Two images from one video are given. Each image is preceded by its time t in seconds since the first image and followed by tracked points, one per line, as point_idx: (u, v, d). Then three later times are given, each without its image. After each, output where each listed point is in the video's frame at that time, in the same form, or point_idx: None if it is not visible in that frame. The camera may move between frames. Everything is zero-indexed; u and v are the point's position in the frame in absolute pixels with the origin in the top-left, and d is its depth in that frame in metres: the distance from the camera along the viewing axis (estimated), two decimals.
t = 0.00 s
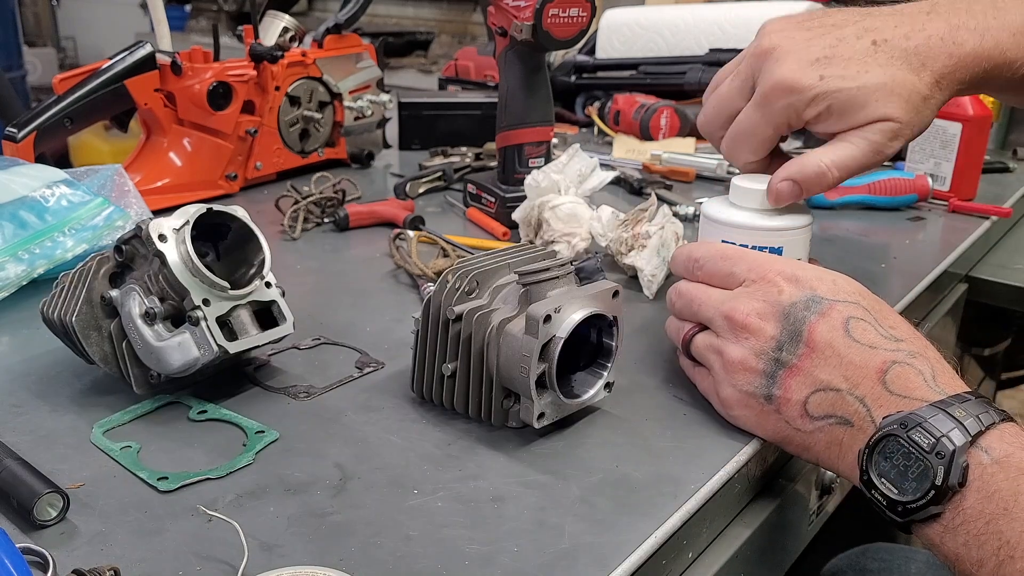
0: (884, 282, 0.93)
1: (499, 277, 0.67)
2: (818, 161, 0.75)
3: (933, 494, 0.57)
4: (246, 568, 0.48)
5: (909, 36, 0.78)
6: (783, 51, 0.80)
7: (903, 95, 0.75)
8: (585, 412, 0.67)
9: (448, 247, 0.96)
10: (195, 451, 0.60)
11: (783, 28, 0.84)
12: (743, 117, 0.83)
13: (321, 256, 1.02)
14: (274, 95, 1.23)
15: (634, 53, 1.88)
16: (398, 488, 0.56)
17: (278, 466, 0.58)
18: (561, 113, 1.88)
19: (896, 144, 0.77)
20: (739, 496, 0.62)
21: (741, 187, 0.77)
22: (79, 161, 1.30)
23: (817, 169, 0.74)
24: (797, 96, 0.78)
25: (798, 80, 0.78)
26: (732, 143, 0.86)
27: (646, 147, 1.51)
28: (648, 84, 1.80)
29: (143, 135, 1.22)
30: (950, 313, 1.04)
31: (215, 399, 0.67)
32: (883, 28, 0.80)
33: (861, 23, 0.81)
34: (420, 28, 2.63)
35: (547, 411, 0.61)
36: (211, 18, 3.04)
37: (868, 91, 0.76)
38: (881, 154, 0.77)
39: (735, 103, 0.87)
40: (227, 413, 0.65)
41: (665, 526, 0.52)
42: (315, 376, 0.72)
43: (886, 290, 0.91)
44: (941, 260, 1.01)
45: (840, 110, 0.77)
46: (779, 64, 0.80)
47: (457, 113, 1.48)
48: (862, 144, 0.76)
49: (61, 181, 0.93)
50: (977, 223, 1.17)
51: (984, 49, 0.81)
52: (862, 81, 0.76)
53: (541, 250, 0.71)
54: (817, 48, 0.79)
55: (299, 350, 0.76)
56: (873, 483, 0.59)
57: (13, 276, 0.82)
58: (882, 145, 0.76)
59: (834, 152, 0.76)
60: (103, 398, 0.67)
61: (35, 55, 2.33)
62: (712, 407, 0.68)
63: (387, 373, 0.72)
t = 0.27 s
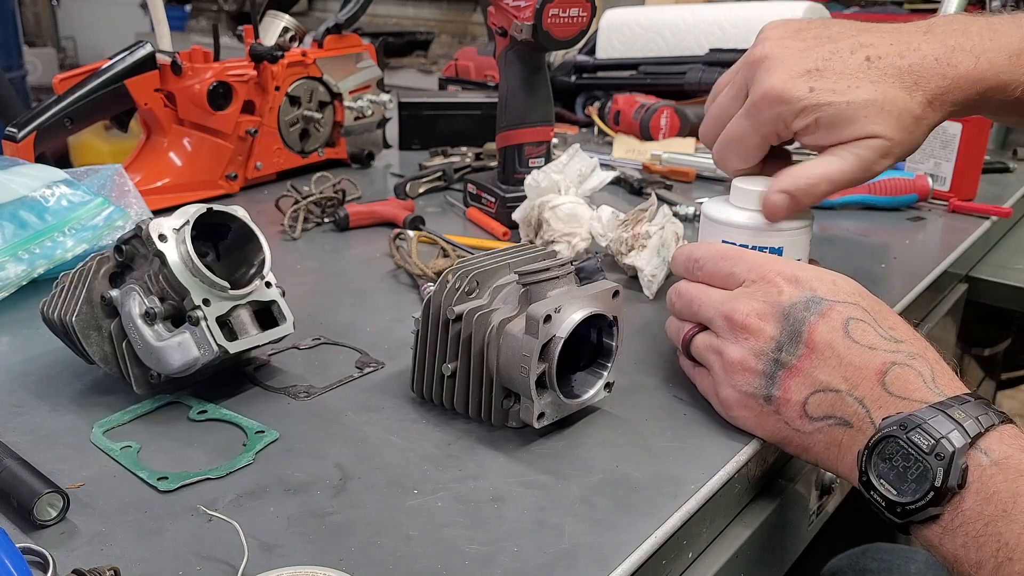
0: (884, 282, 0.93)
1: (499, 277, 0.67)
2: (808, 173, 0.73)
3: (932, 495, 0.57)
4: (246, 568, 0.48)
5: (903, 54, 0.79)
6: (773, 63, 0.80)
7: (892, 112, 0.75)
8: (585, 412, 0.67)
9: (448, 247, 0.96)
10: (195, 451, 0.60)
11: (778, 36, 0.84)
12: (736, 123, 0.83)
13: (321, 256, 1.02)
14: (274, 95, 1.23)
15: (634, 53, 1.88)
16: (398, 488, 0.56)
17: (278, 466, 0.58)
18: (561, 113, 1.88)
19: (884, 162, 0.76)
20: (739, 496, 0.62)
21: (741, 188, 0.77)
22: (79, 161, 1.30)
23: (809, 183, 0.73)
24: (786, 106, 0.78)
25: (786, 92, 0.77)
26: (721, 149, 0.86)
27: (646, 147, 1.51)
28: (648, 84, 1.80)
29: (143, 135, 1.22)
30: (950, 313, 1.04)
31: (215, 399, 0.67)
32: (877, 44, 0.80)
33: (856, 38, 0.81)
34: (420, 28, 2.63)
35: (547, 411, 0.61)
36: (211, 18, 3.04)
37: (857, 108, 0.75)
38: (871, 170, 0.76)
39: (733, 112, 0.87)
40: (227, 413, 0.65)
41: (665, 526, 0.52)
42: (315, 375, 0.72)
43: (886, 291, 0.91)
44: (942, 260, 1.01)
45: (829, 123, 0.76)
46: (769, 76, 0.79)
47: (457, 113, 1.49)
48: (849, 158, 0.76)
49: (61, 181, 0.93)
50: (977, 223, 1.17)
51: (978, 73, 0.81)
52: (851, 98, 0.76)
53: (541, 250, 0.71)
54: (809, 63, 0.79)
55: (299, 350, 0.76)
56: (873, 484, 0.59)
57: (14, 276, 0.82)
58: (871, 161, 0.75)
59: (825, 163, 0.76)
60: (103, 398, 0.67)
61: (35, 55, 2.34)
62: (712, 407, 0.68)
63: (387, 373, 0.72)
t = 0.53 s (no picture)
0: (884, 282, 0.93)
1: (499, 277, 0.67)
2: (809, 165, 0.74)
3: (932, 496, 0.57)
4: (246, 568, 0.48)
5: (901, 44, 0.80)
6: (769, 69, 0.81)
7: (894, 98, 0.76)
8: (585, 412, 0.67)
9: (448, 246, 0.96)
10: (196, 451, 0.60)
11: (770, 48, 0.85)
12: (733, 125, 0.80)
13: (321, 256, 1.02)
14: (274, 95, 1.23)
15: (634, 53, 1.88)
16: (398, 488, 0.56)
17: (278, 466, 0.58)
18: (561, 113, 1.88)
19: (892, 146, 0.76)
20: (739, 496, 0.62)
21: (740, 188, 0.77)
22: (79, 161, 1.30)
23: (809, 173, 0.73)
24: (788, 105, 0.78)
25: (788, 93, 0.77)
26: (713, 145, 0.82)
27: (646, 147, 1.51)
28: (648, 84, 1.80)
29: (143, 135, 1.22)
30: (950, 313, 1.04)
31: (215, 399, 0.67)
32: (872, 38, 0.81)
33: (849, 37, 0.82)
34: (420, 28, 2.63)
35: (547, 411, 0.61)
36: (211, 18, 3.04)
37: (858, 98, 0.76)
38: (877, 157, 0.76)
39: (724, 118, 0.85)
40: (227, 413, 0.65)
41: (666, 526, 0.52)
42: (315, 375, 0.72)
43: (886, 291, 0.91)
44: (942, 259, 1.01)
45: (832, 114, 0.77)
46: (766, 82, 0.80)
47: (457, 113, 1.49)
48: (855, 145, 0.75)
49: (61, 181, 0.93)
50: (977, 223, 1.17)
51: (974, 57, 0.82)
52: (852, 86, 0.76)
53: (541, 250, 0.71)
54: (806, 63, 0.79)
55: (299, 350, 0.76)
56: (873, 485, 0.59)
57: (14, 276, 0.82)
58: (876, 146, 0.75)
59: (826, 153, 0.75)
60: (103, 398, 0.67)
61: (35, 55, 2.33)
62: (712, 407, 0.68)
63: (386, 373, 0.72)
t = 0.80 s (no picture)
0: (883, 282, 0.93)
1: (499, 277, 0.67)
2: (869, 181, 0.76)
3: (932, 495, 0.57)
4: (246, 568, 0.48)
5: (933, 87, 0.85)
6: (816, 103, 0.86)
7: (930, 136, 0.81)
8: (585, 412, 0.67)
9: (448, 246, 0.96)
10: (196, 451, 0.60)
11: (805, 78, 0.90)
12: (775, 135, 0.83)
13: (321, 256, 1.02)
14: (274, 95, 1.23)
15: (633, 52, 1.88)
16: (398, 488, 0.56)
17: (278, 466, 0.58)
18: (561, 113, 1.88)
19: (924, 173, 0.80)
20: (739, 495, 0.62)
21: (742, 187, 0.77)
22: (79, 160, 1.30)
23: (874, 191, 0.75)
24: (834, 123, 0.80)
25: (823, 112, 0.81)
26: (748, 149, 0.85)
27: (646, 147, 1.51)
28: (648, 84, 1.79)
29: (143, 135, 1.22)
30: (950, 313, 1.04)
31: (215, 399, 0.67)
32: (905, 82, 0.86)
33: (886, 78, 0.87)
34: (420, 28, 2.63)
35: (547, 411, 0.61)
36: (211, 18, 3.04)
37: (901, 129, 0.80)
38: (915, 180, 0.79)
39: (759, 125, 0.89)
40: (227, 413, 0.65)
41: (665, 526, 0.52)
42: (315, 375, 0.72)
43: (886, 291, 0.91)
44: (942, 259, 1.01)
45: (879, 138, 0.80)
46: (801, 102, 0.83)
47: (457, 113, 1.49)
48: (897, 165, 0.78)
49: (61, 181, 0.93)
50: (977, 223, 1.17)
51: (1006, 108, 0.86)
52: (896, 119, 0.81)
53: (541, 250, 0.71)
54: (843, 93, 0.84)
55: (299, 350, 0.76)
56: (873, 485, 0.59)
57: (14, 276, 0.82)
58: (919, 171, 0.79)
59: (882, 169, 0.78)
60: (102, 398, 0.67)
61: (35, 55, 2.33)
62: (712, 406, 0.68)
63: (386, 373, 0.72)
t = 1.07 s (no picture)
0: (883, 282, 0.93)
1: (499, 277, 0.67)
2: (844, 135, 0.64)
3: (979, 517, 0.50)
4: (247, 568, 0.48)
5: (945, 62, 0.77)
6: (846, 65, 0.81)
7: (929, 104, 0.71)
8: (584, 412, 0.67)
9: (448, 246, 0.96)
10: (196, 451, 0.60)
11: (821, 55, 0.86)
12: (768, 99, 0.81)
13: (321, 256, 1.02)
14: (274, 95, 1.23)
15: (634, 52, 1.88)
16: (398, 488, 0.56)
17: (279, 466, 0.58)
18: (561, 113, 1.88)
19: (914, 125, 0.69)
20: (739, 495, 0.62)
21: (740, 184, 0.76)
22: (79, 160, 1.30)
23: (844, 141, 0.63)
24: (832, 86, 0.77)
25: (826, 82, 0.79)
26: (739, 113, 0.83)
27: (646, 147, 1.51)
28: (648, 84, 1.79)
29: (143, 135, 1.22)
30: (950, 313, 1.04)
31: (215, 399, 0.67)
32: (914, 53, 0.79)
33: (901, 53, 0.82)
34: (420, 28, 2.63)
35: (547, 411, 0.61)
36: (211, 18, 3.04)
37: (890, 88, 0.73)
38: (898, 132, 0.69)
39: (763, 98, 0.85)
40: (227, 413, 0.65)
41: (665, 526, 0.52)
42: (315, 375, 0.72)
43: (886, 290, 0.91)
44: (942, 260, 1.01)
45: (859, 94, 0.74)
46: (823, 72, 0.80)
47: (457, 113, 1.49)
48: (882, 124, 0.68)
49: (61, 181, 0.93)
50: (977, 223, 1.17)
51: None
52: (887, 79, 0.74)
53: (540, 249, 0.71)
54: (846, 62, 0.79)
55: (299, 350, 0.76)
56: (913, 501, 0.52)
57: (14, 276, 0.82)
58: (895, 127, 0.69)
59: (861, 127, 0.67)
60: (103, 398, 0.67)
61: (35, 55, 2.33)
62: (712, 406, 0.68)
63: (386, 373, 0.72)
